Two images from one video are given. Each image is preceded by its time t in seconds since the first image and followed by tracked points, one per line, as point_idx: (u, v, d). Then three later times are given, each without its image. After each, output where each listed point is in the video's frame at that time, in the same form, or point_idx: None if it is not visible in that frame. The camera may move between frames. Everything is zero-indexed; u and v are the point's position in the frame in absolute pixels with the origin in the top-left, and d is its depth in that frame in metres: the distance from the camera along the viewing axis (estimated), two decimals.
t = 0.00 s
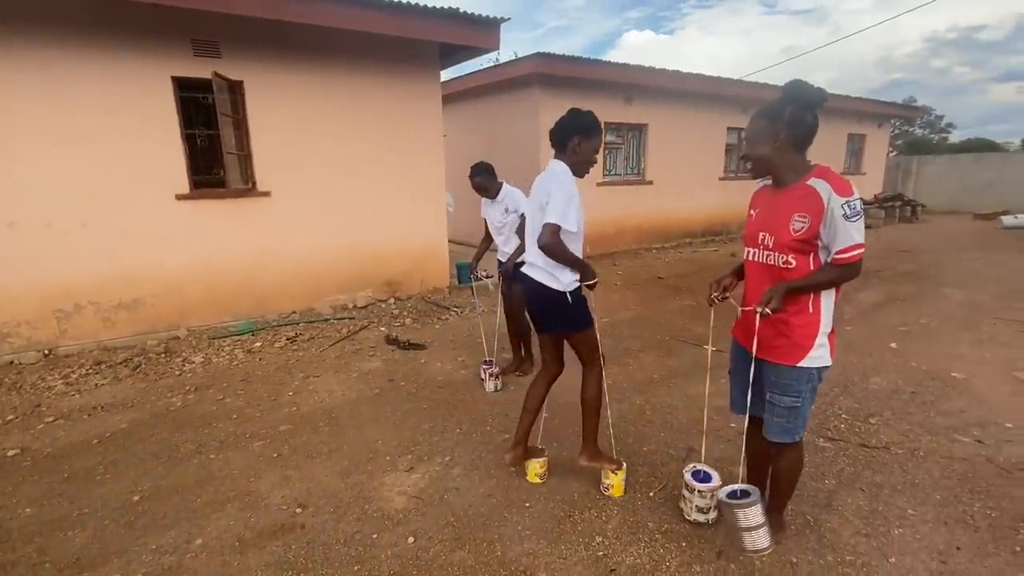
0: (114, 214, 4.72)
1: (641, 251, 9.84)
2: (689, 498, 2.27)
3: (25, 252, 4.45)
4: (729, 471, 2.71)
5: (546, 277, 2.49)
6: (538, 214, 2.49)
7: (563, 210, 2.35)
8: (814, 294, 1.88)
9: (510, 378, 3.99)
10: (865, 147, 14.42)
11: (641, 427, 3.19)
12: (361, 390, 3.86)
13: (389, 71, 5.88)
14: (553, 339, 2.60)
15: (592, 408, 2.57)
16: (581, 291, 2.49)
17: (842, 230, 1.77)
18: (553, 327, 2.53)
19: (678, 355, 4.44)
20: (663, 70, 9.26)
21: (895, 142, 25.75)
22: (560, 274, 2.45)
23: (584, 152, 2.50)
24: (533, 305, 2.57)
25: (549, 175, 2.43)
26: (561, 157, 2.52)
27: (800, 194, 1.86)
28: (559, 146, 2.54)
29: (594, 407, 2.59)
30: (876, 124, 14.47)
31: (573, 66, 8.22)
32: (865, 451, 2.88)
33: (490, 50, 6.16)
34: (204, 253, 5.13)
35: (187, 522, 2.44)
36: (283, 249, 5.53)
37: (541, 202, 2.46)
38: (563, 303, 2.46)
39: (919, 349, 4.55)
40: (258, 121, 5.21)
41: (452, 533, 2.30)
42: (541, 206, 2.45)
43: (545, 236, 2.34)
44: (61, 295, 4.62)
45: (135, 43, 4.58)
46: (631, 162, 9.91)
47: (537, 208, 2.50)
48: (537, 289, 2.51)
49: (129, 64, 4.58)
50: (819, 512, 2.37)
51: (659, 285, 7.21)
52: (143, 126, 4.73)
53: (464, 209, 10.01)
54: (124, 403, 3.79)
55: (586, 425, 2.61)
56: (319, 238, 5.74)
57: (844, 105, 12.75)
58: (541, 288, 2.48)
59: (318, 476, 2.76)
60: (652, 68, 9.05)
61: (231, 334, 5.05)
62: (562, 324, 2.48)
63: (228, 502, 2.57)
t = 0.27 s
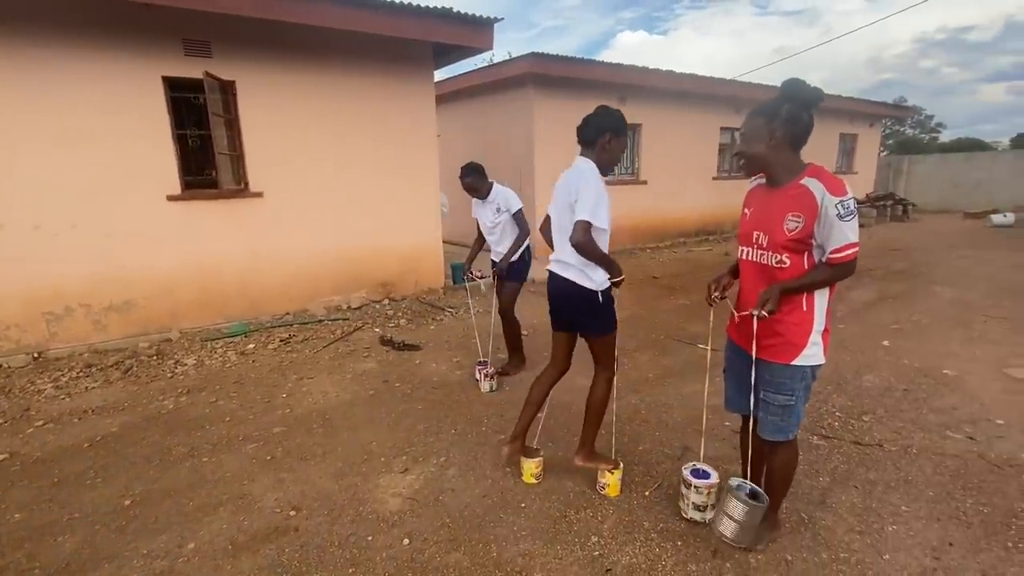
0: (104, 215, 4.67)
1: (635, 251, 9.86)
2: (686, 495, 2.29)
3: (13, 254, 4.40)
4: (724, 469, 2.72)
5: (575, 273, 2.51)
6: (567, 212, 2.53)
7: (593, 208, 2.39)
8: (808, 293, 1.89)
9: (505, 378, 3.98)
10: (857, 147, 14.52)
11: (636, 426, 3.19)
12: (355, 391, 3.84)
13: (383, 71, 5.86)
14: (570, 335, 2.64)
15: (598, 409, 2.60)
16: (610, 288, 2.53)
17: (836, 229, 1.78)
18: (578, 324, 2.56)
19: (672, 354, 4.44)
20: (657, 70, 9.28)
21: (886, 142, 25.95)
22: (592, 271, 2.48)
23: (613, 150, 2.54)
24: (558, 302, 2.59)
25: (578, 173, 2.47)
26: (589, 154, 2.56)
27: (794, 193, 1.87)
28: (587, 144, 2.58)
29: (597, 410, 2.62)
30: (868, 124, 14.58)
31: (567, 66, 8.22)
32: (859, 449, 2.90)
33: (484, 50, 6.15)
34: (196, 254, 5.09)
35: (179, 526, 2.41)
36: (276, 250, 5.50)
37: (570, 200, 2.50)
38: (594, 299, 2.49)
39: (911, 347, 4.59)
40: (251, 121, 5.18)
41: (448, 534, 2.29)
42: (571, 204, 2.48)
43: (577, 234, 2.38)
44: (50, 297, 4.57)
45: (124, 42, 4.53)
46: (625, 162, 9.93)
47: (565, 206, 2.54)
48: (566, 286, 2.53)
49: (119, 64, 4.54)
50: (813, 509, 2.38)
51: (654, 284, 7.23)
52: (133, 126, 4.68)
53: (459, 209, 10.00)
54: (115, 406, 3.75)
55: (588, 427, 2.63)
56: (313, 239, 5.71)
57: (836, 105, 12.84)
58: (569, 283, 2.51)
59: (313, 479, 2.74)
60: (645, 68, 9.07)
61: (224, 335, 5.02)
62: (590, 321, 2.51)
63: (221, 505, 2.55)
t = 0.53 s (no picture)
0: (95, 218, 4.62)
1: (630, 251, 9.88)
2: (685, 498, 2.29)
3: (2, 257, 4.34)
4: (719, 469, 2.72)
5: (601, 270, 2.54)
6: (596, 207, 2.56)
7: (631, 205, 2.46)
8: (800, 294, 1.90)
9: (500, 379, 3.97)
10: (849, 147, 14.63)
11: (632, 427, 3.20)
12: (350, 393, 3.82)
13: (376, 72, 5.84)
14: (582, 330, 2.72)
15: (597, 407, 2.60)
16: (628, 286, 2.62)
17: (828, 230, 1.79)
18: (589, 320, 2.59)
19: (667, 354, 4.45)
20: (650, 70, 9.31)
21: (878, 141, 26.15)
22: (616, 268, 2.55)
23: (637, 150, 2.63)
24: (576, 298, 2.61)
25: (611, 171, 2.53)
26: (614, 152, 2.62)
27: (786, 194, 1.87)
28: (611, 142, 2.64)
29: (594, 412, 2.61)
30: (859, 124, 14.69)
31: (561, 66, 8.23)
32: (853, 447, 2.91)
33: (477, 51, 6.14)
34: (188, 257, 5.05)
35: (172, 531, 2.39)
36: (270, 252, 5.47)
37: (602, 195, 2.53)
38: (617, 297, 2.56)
39: (903, 345, 4.62)
40: (243, 122, 5.15)
41: (444, 536, 2.28)
42: (604, 200, 2.52)
43: (618, 230, 2.44)
44: (40, 301, 4.52)
45: (115, 43, 4.50)
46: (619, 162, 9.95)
47: (594, 202, 2.56)
48: (590, 282, 2.54)
49: (109, 65, 4.50)
50: (808, 508, 2.39)
51: (649, 284, 7.25)
52: (124, 128, 4.64)
53: (453, 210, 9.98)
54: (106, 410, 3.71)
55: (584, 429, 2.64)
56: (306, 241, 5.68)
57: (828, 105, 12.93)
58: (591, 284, 2.53)
59: (307, 482, 2.72)
60: (639, 69, 9.10)
61: (217, 338, 4.98)
62: (609, 318, 2.55)
63: (214, 510, 2.53)
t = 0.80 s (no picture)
0: (85, 222, 4.58)
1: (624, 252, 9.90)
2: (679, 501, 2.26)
3: None
4: (715, 469, 2.73)
5: (610, 269, 2.58)
6: (605, 207, 2.59)
7: (641, 205, 2.56)
8: (796, 295, 1.90)
9: (495, 382, 3.97)
10: (840, 147, 14.73)
11: (627, 428, 3.20)
12: (345, 397, 3.80)
13: (369, 74, 5.82)
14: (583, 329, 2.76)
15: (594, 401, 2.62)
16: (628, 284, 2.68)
17: (821, 231, 1.80)
18: (592, 320, 2.61)
19: (662, 355, 4.46)
20: (643, 71, 9.34)
21: (869, 141, 26.35)
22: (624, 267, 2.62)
23: (635, 154, 2.75)
24: (582, 298, 2.61)
25: (619, 171, 2.61)
26: (617, 154, 2.69)
27: (778, 197, 1.88)
28: (613, 143, 2.70)
29: (589, 412, 2.63)
30: (851, 124, 14.80)
31: (554, 68, 8.24)
32: (846, 446, 2.93)
33: (471, 52, 6.14)
34: (179, 260, 5.01)
35: (164, 538, 2.37)
36: (263, 255, 5.44)
37: (613, 196, 2.58)
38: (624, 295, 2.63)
39: (896, 344, 4.65)
40: (236, 124, 5.11)
41: (439, 540, 2.27)
42: (615, 200, 2.57)
43: (634, 230, 2.53)
44: (29, 306, 4.47)
45: (104, 45, 4.45)
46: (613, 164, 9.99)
47: (604, 201, 2.59)
48: (602, 282, 2.56)
49: (99, 67, 4.46)
50: (803, 508, 2.40)
51: (643, 285, 7.26)
52: (114, 131, 4.60)
53: (448, 211, 9.97)
54: (97, 416, 3.68)
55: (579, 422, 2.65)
56: (300, 243, 5.66)
57: (820, 106, 13.03)
58: (598, 283, 2.55)
59: (301, 487, 2.70)
60: (632, 70, 9.12)
61: (210, 342, 4.94)
62: (615, 317, 2.58)
63: (207, 516, 2.51)
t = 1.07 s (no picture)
0: (73, 227, 4.52)
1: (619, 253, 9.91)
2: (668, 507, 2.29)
3: None
4: (711, 472, 2.72)
5: (610, 269, 2.59)
6: (600, 210, 2.60)
7: (633, 206, 2.57)
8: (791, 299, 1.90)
9: (490, 385, 3.95)
10: (832, 147, 14.84)
11: (623, 431, 3.19)
12: (338, 402, 3.77)
13: (361, 76, 5.79)
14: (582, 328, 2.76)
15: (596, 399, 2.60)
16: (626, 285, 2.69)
17: (812, 235, 1.79)
18: (593, 319, 2.61)
19: (657, 356, 4.46)
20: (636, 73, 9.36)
21: (860, 142, 26.58)
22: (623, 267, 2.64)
23: (624, 156, 2.75)
24: (584, 298, 2.62)
25: (610, 175, 2.62)
26: (607, 157, 2.70)
27: (769, 201, 1.88)
28: (601, 147, 2.70)
29: (586, 413, 2.61)
30: (841, 125, 14.92)
31: (548, 70, 8.25)
32: (841, 447, 2.93)
33: (464, 54, 6.13)
34: (170, 265, 4.95)
35: (155, 549, 2.33)
36: (255, 259, 5.39)
37: (607, 198, 2.59)
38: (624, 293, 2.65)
39: (889, 344, 4.68)
40: (227, 127, 5.07)
41: (434, 547, 2.25)
42: (608, 203, 2.58)
43: (629, 230, 2.54)
44: (16, 312, 4.40)
45: (92, 48, 4.40)
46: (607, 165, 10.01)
47: (599, 204, 2.60)
48: (603, 282, 2.57)
49: (88, 70, 4.41)
50: (799, 510, 2.40)
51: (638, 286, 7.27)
52: (103, 135, 4.54)
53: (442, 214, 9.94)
54: (86, 424, 3.62)
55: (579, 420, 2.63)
56: (292, 247, 5.62)
57: (811, 107, 13.12)
58: (596, 287, 2.56)
59: (294, 495, 2.67)
60: (625, 72, 9.14)
61: (201, 347, 4.89)
62: (616, 314, 2.59)
63: (199, 525, 2.47)
